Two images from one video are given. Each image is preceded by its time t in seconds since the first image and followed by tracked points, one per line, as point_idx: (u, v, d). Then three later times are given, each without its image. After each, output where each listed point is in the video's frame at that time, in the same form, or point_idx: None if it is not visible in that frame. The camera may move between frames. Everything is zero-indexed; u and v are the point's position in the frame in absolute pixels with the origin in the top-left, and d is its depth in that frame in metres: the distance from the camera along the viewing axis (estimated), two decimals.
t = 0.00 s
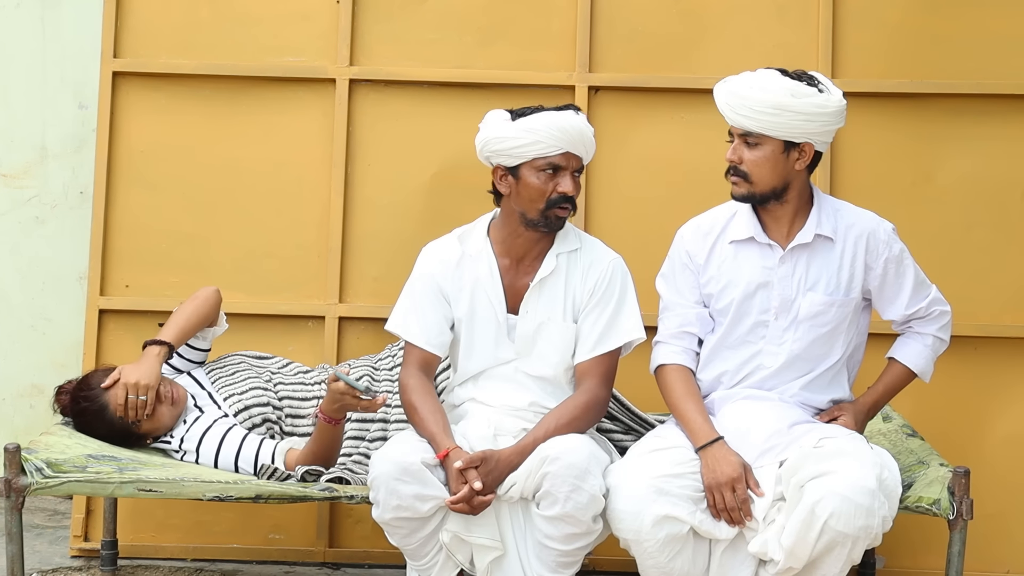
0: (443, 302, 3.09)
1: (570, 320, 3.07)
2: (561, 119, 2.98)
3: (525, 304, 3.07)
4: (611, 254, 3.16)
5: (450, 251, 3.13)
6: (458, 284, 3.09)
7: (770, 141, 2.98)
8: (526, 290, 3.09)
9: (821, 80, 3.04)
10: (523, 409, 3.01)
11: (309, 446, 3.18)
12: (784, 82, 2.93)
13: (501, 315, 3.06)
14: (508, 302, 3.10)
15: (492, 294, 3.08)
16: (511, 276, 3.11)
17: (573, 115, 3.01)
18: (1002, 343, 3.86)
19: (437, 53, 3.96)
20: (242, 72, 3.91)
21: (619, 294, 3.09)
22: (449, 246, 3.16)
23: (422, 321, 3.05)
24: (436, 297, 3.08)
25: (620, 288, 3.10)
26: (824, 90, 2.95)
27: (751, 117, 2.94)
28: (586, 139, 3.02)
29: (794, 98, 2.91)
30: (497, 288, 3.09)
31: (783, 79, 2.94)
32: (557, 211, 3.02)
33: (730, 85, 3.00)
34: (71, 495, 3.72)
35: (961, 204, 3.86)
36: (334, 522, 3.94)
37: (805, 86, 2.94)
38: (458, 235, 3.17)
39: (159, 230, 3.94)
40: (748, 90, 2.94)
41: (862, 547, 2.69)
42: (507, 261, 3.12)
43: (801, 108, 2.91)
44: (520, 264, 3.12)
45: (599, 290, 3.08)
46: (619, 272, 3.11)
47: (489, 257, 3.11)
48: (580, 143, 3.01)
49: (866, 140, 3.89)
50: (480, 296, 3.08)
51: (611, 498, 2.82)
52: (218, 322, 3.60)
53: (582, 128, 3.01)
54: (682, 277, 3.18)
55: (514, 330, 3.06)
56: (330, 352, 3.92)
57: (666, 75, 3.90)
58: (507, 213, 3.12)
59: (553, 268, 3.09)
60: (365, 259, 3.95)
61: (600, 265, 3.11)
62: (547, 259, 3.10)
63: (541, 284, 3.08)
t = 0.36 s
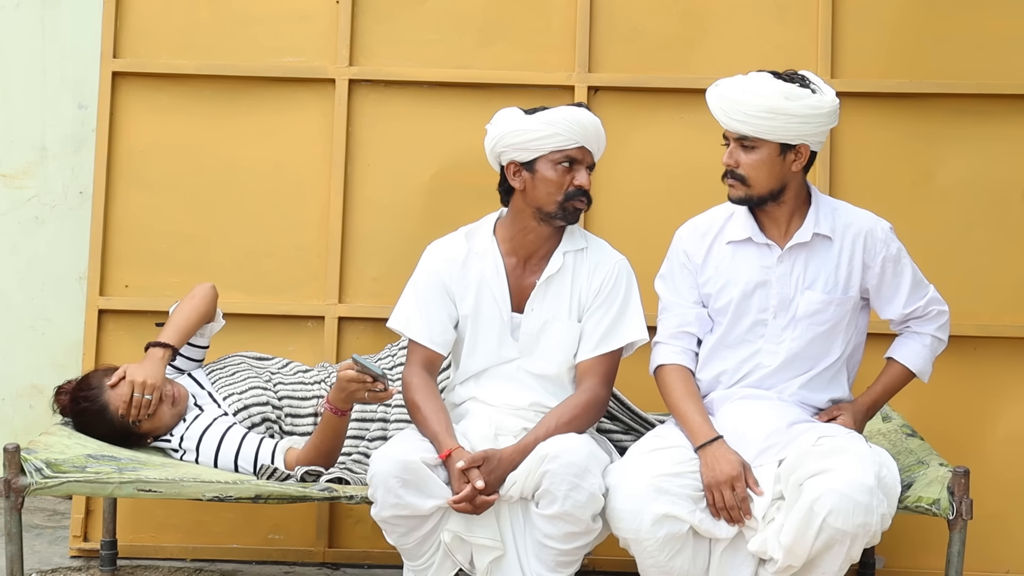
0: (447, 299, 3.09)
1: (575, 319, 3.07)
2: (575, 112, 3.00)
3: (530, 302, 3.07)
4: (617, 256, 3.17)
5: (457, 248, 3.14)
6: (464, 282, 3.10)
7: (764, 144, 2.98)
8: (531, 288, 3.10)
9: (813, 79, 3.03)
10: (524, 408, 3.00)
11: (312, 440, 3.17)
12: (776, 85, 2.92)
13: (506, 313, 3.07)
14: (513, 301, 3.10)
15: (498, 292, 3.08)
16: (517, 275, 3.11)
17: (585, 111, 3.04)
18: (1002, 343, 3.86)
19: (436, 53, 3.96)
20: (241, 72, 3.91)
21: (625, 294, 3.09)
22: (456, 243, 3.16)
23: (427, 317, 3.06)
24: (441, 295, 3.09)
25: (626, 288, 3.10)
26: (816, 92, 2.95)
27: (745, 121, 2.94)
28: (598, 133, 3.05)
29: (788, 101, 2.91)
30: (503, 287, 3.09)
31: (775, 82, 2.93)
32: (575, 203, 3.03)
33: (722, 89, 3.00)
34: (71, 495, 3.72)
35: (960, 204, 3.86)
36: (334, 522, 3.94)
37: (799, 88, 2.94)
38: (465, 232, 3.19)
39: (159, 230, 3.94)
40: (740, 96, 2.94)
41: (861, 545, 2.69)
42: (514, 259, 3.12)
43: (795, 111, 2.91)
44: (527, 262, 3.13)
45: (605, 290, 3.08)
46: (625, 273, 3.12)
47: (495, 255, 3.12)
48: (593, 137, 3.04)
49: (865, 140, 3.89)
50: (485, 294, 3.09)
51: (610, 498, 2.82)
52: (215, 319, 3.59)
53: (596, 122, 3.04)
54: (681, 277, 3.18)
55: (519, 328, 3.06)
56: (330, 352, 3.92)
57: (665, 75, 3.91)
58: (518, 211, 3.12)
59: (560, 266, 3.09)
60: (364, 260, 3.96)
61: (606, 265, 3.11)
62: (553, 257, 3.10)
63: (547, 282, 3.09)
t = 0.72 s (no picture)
0: (450, 298, 3.09)
1: (578, 320, 3.07)
2: (587, 121, 2.99)
3: (533, 303, 3.07)
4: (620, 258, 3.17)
5: (461, 247, 3.14)
6: (467, 282, 3.10)
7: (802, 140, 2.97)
8: (535, 289, 3.10)
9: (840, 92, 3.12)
10: (524, 408, 3.00)
11: (313, 442, 3.16)
12: (831, 86, 2.94)
13: (508, 312, 3.07)
14: (516, 301, 3.10)
15: (501, 291, 3.08)
16: (521, 275, 3.11)
17: (596, 120, 3.02)
18: (1001, 343, 3.86)
19: (436, 53, 3.96)
20: (241, 72, 3.91)
21: (628, 296, 3.10)
22: (460, 242, 3.16)
23: (429, 315, 3.05)
24: (445, 294, 3.08)
25: (629, 290, 3.11)
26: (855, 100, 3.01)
27: (798, 110, 2.92)
28: (609, 142, 3.04)
29: (842, 103, 2.94)
30: (507, 286, 3.09)
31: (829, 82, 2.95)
32: (583, 213, 3.05)
33: (778, 73, 2.97)
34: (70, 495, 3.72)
35: (959, 204, 3.86)
36: (333, 522, 3.94)
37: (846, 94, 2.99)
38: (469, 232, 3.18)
39: (158, 229, 3.94)
40: (803, 85, 2.93)
41: (861, 546, 2.69)
42: (519, 259, 3.12)
43: (844, 113, 2.95)
44: (532, 263, 3.13)
45: (609, 292, 3.08)
46: (629, 277, 3.12)
47: (500, 254, 3.12)
48: (604, 145, 3.03)
49: (864, 140, 3.89)
50: (489, 293, 3.09)
51: (609, 497, 2.82)
52: (206, 312, 3.60)
53: (607, 131, 3.03)
54: (677, 277, 3.16)
55: (521, 327, 3.06)
56: (329, 352, 3.92)
57: (665, 75, 3.91)
58: (526, 214, 3.11)
59: (564, 266, 3.09)
60: (364, 259, 3.96)
61: (611, 267, 3.12)
62: (558, 258, 3.10)
63: (551, 283, 3.08)
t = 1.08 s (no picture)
0: (451, 297, 3.09)
1: (579, 323, 3.07)
2: (577, 121, 2.97)
3: (535, 305, 3.07)
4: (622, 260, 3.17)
5: (463, 247, 3.13)
6: (469, 283, 3.09)
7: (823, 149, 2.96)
8: (537, 290, 3.09)
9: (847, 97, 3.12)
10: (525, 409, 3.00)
11: (312, 440, 3.17)
12: (853, 96, 2.94)
13: (510, 313, 3.06)
14: (518, 302, 3.10)
15: (502, 291, 3.08)
16: (523, 275, 3.11)
17: (583, 117, 2.99)
18: (1000, 342, 3.86)
19: (436, 52, 3.96)
20: (240, 71, 3.91)
21: (631, 300, 3.10)
22: (462, 242, 3.15)
23: (429, 314, 3.05)
24: (447, 294, 3.08)
25: (631, 293, 3.11)
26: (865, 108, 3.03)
27: (825, 122, 2.90)
28: (598, 140, 2.99)
29: (862, 113, 2.95)
30: (508, 287, 3.08)
31: (850, 92, 2.95)
32: (576, 213, 3.02)
33: (805, 80, 2.93)
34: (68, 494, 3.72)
35: (959, 203, 3.86)
36: (333, 521, 3.94)
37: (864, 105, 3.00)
38: (471, 232, 3.18)
39: (157, 229, 3.94)
40: (832, 97, 2.91)
41: (861, 546, 2.69)
42: (521, 259, 3.12)
43: (863, 126, 2.96)
44: (534, 263, 3.12)
45: (611, 295, 3.08)
46: (632, 279, 3.12)
47: (501, 255, 3.12)
48: (596, 146, 2.99)
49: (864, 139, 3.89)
50: (490, 294, 3.08)
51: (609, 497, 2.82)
52: (195, 307, 3.63)
53: (595, 129, 2.98)
54: (678, 277, 3.16)
55: (523, 329, 3.05)
56: (328, 351, 3.92)
57: (664, 74, 3.90)
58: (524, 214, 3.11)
59: (567, 269, 3.09)
60: (363, 259, 3.96)
61: (614, 269, 3.12)
62: (562, 261, 3.10)
63: (553, 286, 3.08)
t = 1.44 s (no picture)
0: (451, 296, 3.08)
1: (577, 325, 3.06)
2: (475, 136, 2.97)
3: (532, 306, 3.05)
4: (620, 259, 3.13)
5: (462, 247, 3.12)
6: (468, 283, 3.08)
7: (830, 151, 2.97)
8: (534, 291, 3.07)
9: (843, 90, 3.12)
10: (525, 408, 3.00)
11: (311, 439, 3.16)
12: (857, 95, 2.95)
13: (508, 315, 3.05)
14: (516, 302, 3.08)
15: (500, 292, 3.07)
16: (521, 274, 3.09)
17: (483, 127, 2.98)
18: (1000, 341, 3.86)
19: (435, 51, 3.96)
20: (239, 70, 3.91)
21: (629, 302, 3.08)
22: (462, 242, 3.14)
23: (432, 314, 3.04)
24: (447, 294, 3.07)
25: (629, 296, 3.08)
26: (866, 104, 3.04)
27: (835, 125, 2.90)
28: (483, 154, 2.94)
29: (866, 112, 2.95)
30: (506, 287, 3.07)
31: (855, 91, 2.95)
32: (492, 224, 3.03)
33: (810, 84, 2.91)
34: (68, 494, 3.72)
35: (958, 202, 3.86)
36: (332, 520, 3.94)
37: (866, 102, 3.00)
38: (470, 231, 3.15)
39: (157, 228, 3.95)
40: (839, 99, 2.91)
41: (860, 545, 2.69)
42: (518, 259, 3.09)
43: (869, 125, 2.97)
44: (531, 263, 3.09)
45: (609, 298, 3.07)
46: (630, 280, 3.09)
47: (499, 255, 3.10)
48: (485, 160, 2.93)
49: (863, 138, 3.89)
50: (488, 295, 3.07)
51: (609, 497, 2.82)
52: (187, 307, 3.63)
53: (481, 143, 2.94)
54: (677, 274, 3.17)
55: (521, 330, 3.05)
56: (327, 350, 3.92)
57: (663, 74, 3.90)
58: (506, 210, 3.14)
59: (564, 272, 3.07)
60: (362, 258, 3.96)
61: (612, 271, 3.09)
62: (558, 262, 3.07)
63: (550, 288, 3.06)
